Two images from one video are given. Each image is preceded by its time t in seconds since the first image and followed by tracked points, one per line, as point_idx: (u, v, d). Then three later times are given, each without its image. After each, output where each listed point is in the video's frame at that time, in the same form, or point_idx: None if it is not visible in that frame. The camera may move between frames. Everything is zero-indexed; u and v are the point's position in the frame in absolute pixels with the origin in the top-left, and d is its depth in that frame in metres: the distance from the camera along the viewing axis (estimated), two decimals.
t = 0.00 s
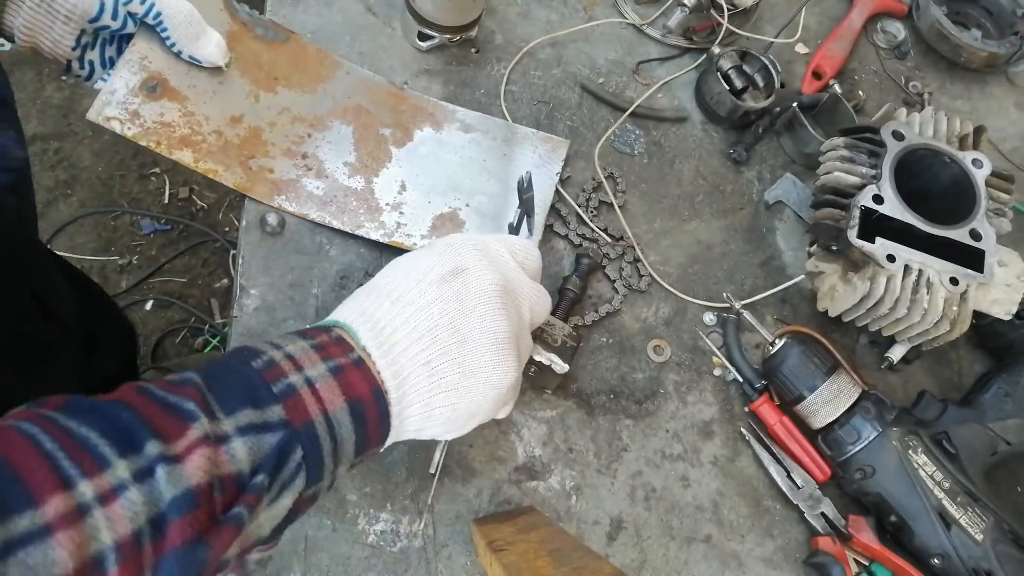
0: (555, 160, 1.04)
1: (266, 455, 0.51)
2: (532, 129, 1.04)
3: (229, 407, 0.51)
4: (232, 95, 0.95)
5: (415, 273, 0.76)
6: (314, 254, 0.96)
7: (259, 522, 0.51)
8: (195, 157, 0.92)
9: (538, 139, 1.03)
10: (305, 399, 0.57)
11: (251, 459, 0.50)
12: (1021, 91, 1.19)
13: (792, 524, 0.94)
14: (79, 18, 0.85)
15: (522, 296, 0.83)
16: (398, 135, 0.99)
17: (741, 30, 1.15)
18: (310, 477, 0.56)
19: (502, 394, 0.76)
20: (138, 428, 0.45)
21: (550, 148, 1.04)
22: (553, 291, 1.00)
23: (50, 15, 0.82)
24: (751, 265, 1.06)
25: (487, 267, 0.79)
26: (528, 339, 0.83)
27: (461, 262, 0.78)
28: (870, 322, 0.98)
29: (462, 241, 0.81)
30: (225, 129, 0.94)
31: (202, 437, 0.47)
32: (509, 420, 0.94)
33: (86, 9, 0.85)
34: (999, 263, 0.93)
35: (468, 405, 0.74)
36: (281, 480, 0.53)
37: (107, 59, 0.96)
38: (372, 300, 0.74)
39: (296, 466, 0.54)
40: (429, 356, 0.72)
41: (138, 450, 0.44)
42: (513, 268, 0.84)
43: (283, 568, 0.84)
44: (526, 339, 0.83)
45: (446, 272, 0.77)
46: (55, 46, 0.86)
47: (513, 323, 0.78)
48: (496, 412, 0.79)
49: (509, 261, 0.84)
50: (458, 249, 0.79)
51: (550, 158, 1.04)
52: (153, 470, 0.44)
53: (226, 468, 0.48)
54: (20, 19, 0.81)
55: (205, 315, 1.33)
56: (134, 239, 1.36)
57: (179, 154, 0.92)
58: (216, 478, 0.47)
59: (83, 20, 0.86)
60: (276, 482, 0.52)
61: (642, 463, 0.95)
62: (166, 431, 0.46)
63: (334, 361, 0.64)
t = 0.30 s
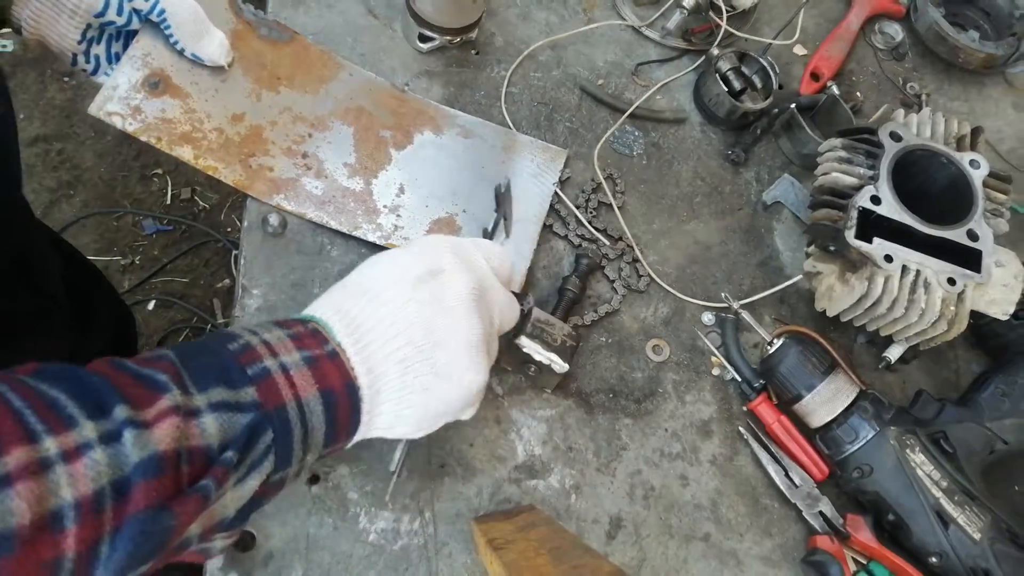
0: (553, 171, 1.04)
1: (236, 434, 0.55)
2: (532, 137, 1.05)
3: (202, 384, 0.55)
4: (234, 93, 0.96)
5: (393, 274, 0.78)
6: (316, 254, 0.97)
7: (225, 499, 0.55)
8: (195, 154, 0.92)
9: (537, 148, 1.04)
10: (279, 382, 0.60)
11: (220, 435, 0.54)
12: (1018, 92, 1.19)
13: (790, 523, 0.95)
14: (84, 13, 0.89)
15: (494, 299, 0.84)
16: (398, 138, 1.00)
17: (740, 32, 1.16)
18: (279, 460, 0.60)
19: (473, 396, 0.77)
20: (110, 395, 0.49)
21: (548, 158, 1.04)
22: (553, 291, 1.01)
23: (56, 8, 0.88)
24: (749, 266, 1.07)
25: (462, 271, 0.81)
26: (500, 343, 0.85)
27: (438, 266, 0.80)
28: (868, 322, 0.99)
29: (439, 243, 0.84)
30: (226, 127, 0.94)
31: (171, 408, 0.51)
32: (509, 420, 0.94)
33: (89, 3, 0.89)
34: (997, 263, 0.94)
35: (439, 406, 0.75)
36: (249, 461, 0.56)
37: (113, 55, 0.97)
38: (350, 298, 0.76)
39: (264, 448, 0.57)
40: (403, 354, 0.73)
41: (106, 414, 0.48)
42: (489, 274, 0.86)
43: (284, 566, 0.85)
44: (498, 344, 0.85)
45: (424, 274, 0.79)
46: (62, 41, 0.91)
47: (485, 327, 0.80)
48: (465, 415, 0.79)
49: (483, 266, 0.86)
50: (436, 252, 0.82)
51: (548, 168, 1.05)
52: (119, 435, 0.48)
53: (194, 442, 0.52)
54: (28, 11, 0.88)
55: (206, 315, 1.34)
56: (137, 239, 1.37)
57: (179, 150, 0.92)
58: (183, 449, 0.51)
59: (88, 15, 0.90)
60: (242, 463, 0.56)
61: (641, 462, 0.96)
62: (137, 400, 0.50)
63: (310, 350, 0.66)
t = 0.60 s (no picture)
0: (560, 196, 1.02)
1: (186, 473, 0.48)
2: (539, 166, 1.03)
3: (152, 418, 0.48)
4: (234, 121, 0.95)
5: (377, 295, 0.72)
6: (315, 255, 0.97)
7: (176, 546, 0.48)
8: (192, 179, 0.91)
9: (544, 174, 1.02)
10: (240, 414, 0.53)
11: (168, 474, 0.47)
12: (1019, 92, 1.19)
13: (791, 524, 0.95)
14: (86, 34, 0.82)
15: (490, 322, 0.77)
16: (399, 167, 0.99)
17: (741, 31, 1.16)
18: (239, 500, 0.52)
19: (460, 428, 0.70)
20: (42, 431, 0.42)
21: (555, 184, 1.02)
22: (553, 291, 1.01)
23: (57, 29, 0.79)
24: (750, 266, 1.06)
25: (452, 293, 0.74)
26: (492, 367, 0.78)
27: (425, 287, 0.73)
28: (869, 322, 0.98)
29: (429, 265, 0.77)
30: (224, 153, 0.93)
31: (113, 445, 0.44)
32: (509, 420, 0.94)
33: (94, 24, 0.82)
34: (999, 263, 0.93)
35: (422, 438, 0.68)
36: (202, 501, 0.49)
37: (110, 79, 0.90)
38: (330, 319, 0.69)
39: (221, 487, 0.51)
40: (382, 382, 0.66)
41: (37, 453, 0.42)
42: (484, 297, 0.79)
43: (284, 567, 0.85)
44: (490, 370, 0.78)
45: (410, 295, 0.72)
46: (60, 65, 0.81)
47: (475, 353, 0.73)
48: (452, 447, 0.73)
49: (477, 287, 0.79)
50: (425, 272, 0.75)
51: (556, 194, 1.02)
52: (51, 476, 0.41)
53: (140, 482, 0.45)
54: (28, 32, 0.77)
55: (206, 315, 1.33)
56: (135, 239, 1.37)
57: (175, 175, 0.91)
58: (124, 491, 0.44)
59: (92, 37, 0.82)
60: (195, 503, 0.49)
61: (642, 463, 0.95)
62: (74, 437, 0.43)
63: (278, 379, 0.59)
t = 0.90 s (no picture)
0: (560, 196, 1.01)
1: (203, 462, 0.47)
2: (539, 166, 1.03)
3: (169, 406, 0.47)
4: (233, 121, 0.95)
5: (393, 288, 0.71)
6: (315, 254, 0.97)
7: (191, 537, 0.46)
8: (190, 180, 0.91)
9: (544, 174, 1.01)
10: (256, 404, 0.52)
11: (185, 463, 0.46)
12: (1020, 91, 1.19)
13: (792, 524, 0.94)
14: (86, 39, 0.86)
15: (501, 320, 0.77)
16: (399, 166, 0.99)
17: (741, 31, 1.15)
18: (253, 491, 0.51)
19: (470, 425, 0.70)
20: (62, 416, 0.41)
21: (555, 184, 1.01)
22: (553, 291, 1.01)
23: (57, 37, 0.84)
24: (751, 265, 1.06)
25: (467, 289, 0.73)
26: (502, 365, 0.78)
27: (441, 282, 0.72)
28: (870, 321, 0.98)
29: (444, 260, 0.76)
30: (223, 153, 0.93)
31: (133, 432, 0.43)
32: (509, 420, 0.94)
33: (92, 30, 0.85)
34: (1000, 263, 0.93)
35: (431, 433, 0.68)
36: (218, 492, 0.48)
37: (113, 84, 0.94)
38: (344, 312, 0.68)
39: (237, 478, 0.49)
40: (396, 377, 0.66)
41: (56, 439, 0.40)
42: (494, 296, 0.79)
43: (283, 567, 0.84)
44: (501, 368, 0.77)
45: (426, 290, 0.71)
46: (62, 70, 0.87)
47: (489, 351, 0.72)
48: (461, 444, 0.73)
49: (487, 284, 0.78)
50: (440, 267, 0.74)
51: (555, 194, 1.02)
52: (69, 462, 0.40)
53: (157, 470, 0.44)
54: (31, 39, 0.82)
55: (205, 314, 1.33)
56: (134, 238, 1.37)
57: (173, 175, 0.91)
58: (142, 479, 0.43)
59: (89, 42, 0.86)
60: (211, 493, 0.47)
61: (642, 463, 0.95)
62: (91, 423, 0.42)
63: (293, 370, 0.58)
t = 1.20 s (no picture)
0: (560, 195, 1.01)
1: (68, 423, 0.46)
2: (540, 165, 1.02)
3: (27, 370, 0.46)
4: (232, 122, 0.95)
5: (264, 246, 0.68)
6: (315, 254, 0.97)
7: (61, 497, 0.47)
8: (190, 180, 0.91)
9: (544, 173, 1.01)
10: (122, 363, 0.50)
11: (49, 425, 0.45)
12: (1020, 91, 1.19)
13: (792, 524, 0.94)
14: (86, 41, 0.89)
15: (374, 281, 0.78)
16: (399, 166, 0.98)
17: (741, 30, 1.15)
18: (125, 452, 0.50)
19: (347, 380, 0.68)
20: None
21: (556, 183, 1.00)
22: (552, 291, 1.00)
23: (58, 39, 0.88)
24: (751, 265, 1.06)
25: (342, 246, 0.72)
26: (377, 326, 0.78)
27: (314, 240, 0.71)
28: (870, 321, 0.98)
29: (318, 221, 0.75)
30: (223, 153, 0.93)
31: None
32: (509, 420, 0.94)
33: (92, 32, 0.88)
34: (999, 263, 0.93)
35: (309, 390, 0.66)
36: (85, 453, 0.48)
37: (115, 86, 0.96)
38: (212, 272, 0.65)
39: (106, 437, 0.49)
40: (270, 331, 0.63)
41: None
42: (365, 257, 0.79)
43: (282, 568, 0.84)
44: (375, 330, 0.77)
45: (300, 246, 0.70)
46: (62, 73, 0.90)
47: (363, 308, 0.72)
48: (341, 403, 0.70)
49: (358, 246, 0.78)
50: (313, 225, 0.73)
51: (556, 193, 1.01)
52: None
53: (12, 437, 0.44)
54: (31, 42, 0.87)
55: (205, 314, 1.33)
56: (134, 239, 1.37)
57: (173, 175, 0.91)
58: None
59: (89, 43, 0.89)
60: (77, 454, 0.47)
61: (642, 463, 0.95)
62: None
63: (163, 329, 0.55)
